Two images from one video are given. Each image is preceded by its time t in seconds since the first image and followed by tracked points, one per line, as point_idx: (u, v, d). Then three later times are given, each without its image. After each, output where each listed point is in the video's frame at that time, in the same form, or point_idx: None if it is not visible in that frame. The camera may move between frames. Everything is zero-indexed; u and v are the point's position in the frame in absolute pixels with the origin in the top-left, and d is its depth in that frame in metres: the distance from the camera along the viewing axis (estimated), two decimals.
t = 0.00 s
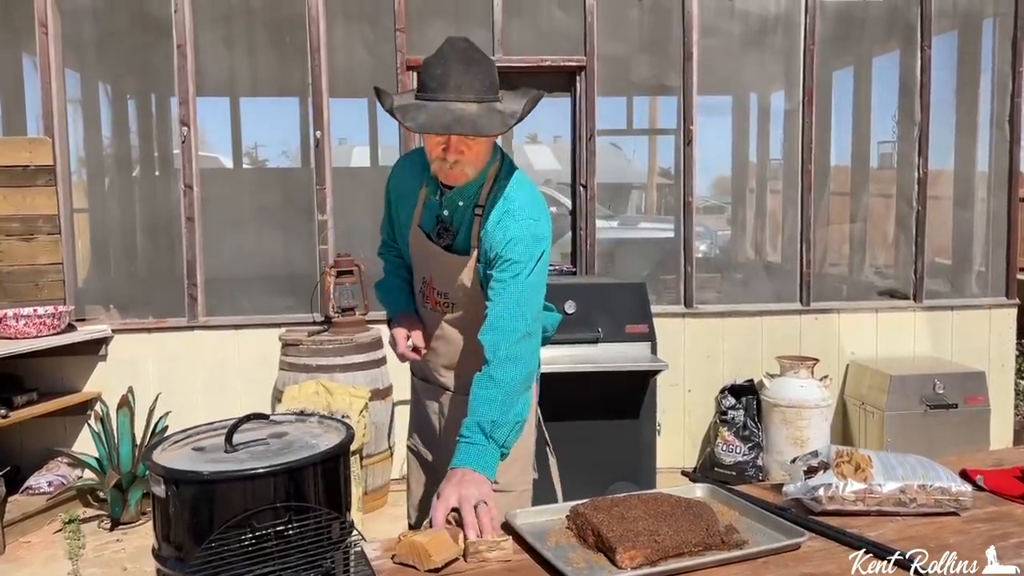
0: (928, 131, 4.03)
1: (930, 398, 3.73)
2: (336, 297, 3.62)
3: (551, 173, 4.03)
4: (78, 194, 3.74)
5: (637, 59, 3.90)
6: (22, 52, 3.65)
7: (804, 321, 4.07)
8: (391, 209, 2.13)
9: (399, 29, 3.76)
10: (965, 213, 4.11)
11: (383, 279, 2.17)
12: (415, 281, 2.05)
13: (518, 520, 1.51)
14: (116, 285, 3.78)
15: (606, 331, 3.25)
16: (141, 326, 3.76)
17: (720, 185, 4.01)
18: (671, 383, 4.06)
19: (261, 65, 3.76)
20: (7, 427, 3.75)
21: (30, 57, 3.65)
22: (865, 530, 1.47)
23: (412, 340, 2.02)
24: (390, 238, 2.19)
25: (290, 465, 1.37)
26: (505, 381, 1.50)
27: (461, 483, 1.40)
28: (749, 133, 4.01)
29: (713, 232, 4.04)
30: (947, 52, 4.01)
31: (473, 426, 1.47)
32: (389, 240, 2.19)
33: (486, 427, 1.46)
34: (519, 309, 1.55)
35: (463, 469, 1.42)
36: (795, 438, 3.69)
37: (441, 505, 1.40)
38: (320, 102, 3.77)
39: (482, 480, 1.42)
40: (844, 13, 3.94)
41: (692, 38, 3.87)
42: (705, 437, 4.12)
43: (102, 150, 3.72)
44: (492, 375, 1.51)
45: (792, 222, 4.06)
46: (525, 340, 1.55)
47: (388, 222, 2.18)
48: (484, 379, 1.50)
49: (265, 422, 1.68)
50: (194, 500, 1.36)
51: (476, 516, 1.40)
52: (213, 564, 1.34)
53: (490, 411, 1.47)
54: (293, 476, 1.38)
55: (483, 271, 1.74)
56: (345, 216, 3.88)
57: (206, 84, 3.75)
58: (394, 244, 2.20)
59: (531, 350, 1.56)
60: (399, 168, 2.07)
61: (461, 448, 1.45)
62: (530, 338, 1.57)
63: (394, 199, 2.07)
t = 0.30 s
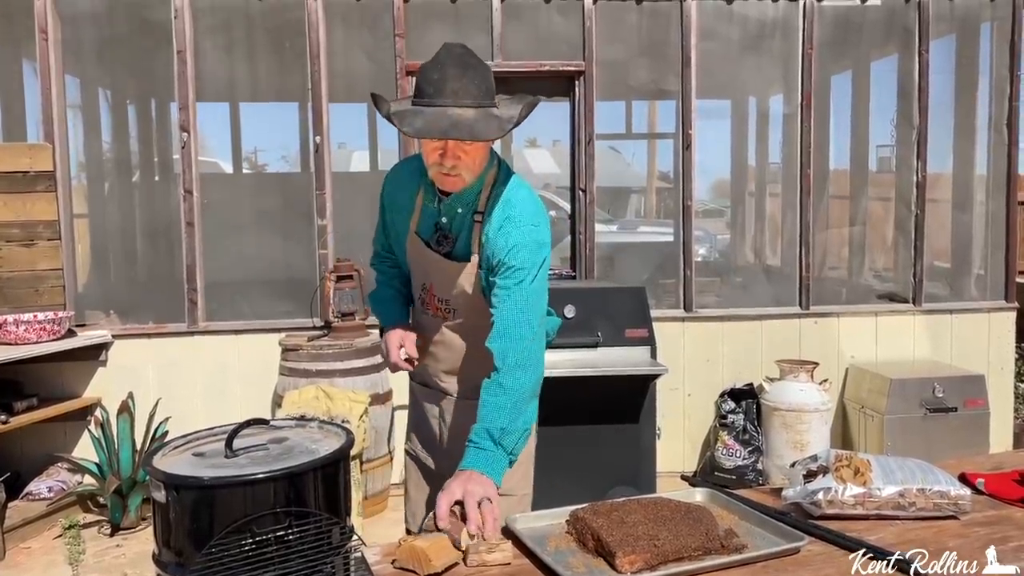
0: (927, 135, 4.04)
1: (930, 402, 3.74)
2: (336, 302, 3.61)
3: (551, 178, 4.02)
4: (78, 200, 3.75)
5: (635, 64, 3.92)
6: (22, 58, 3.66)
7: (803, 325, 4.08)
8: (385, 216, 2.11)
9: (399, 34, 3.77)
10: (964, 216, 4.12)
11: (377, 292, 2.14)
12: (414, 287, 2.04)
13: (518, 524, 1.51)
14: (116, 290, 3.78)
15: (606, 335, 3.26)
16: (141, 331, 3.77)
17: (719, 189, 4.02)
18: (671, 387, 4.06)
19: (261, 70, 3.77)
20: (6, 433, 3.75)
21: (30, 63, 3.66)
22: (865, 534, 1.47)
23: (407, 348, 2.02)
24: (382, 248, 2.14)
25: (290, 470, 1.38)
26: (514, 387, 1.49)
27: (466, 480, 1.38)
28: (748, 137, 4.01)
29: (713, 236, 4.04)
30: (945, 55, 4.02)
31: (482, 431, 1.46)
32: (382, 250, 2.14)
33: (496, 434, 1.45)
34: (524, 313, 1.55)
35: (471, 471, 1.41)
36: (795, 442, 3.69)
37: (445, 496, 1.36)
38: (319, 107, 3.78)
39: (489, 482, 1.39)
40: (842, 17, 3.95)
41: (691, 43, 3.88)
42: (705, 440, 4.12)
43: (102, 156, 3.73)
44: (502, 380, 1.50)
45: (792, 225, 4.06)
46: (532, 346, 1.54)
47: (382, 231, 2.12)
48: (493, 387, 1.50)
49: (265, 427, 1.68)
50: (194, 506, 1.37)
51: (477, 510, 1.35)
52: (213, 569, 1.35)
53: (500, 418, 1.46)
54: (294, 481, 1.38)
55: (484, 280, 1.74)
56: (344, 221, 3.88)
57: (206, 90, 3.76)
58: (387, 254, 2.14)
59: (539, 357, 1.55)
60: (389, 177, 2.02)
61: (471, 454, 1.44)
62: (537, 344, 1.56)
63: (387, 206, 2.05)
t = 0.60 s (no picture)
0: (924, 138, 4.04)
1: (928, 405, 3.73)
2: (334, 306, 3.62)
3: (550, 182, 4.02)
4: (75, 204, 3.75)
5: (633, 68, 3.92)
6: (21, 64, 3.66)
7: (801, 328, 4.08)
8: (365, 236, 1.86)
9: (397, 39, 3.78)
10: (961, 220, 4.12)
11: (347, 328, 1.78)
12: (422, 300, 1.91)
13: (515, 529, 1.51)
14: (114, 295, 3.78)
15: (605, 338, 3.26)
16: (139, 336, 3.76)
17: (717, 192, 4.02)
18: (669, 391, 4.06)
19: (258, 75, 3.77)
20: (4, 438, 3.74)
21: (28, 69, 3.66)
22: (862, 538, 1.47)
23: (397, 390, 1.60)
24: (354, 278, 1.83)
25: (287, 475, 1.37)
26: (572, 346, 1.68)
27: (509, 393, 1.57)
28: (746, 141, 4.02)
29: (711, 239, 4.04)
30: (942, 59, 4.03)
31: (541, 376, 1.62)
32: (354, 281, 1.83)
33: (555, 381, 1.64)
34: (576, 281, 1.75)
35: (517, 394, 1.58)
36: (794, 445, 3.69)
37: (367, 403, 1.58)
38: (317, 112, 3.78)
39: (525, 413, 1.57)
40: (839, 20, 3.96)
41: (688, 47, 3.89)
42: (704, 444, 4.11)
43: (100, 160, 3.73)
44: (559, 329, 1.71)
45: (790, 229, 4.07)
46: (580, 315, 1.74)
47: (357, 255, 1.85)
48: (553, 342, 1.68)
49: (263, 432, 1.68)
50: (190, 512, 1.36)
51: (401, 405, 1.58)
52: None
53: (560, 369, 1.64)
54: (290, 487, 1.38)
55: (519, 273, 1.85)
56: (342, 226, 3.88)
57: (204, 95, 3.76)
58: (367, 292, 1.84)
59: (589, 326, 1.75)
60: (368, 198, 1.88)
61: (524, 384, 1.61)
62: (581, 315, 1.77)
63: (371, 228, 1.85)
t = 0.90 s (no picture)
0: (922, 141, 4.04)
1: (927, 407, 3.73)
2: (331, 309, 3.61)
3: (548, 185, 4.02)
4: (73, 208, 3.74)
5: (631, 71, 3.92)
6: (18, 68, 3.66)
7: (800, 331, 4.08)
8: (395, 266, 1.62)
9: (394, 42, 3.78)
10: (960, 222, 4.12)
11: (379, 405, 1.45)
12: (450, 318, 1.85)
13: (513, 534, 1.50)
14: (111, 299, 3.77)
15: (603, 342, 3.27)
16: (136, 340, 3.76)
17: (716, 195, 4.02)
18: (668, 394, 4.06)
19: (256, 78, 3.77)
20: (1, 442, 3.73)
21: (26, 73, 3.66)
22: (861, 542, 1.46)
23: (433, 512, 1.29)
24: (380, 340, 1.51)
25: (284, 480, 1.37)
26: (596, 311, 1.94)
27: (553, 377, 1.79)
28: (744, 144, 4.02)
29: (710, 242, 4.04)
30: (939, 61, 4.03)
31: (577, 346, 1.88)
32: (382, 346, 1.51)
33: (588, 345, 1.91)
34: (587, 253, 1.97)
35: (559, 369, 1.81)
36: (793, 448, 3.70)
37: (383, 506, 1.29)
38: (315, 115, 3.78)
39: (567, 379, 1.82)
40: (837, 23, 3.96)
41: (686, 51, 3.90)
42: (703, 447, 4.11)
43: (97, 164, 3.72)
44: (582, 298, 1.95)
45: (788, 231, 4.06)
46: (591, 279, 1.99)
47: (380, 311, 1.54)
48: (583, 313, 1.93)
49: (260, 436, 1.67)
50: (187, 517, 1.36)
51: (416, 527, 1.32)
52: None
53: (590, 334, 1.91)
54: (287, 492, 1.38)
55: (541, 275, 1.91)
56: (340, 229, 3.88)
57: (201, 98, 3.76)
58: (404, 327, 1.54)
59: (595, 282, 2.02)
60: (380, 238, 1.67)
61: (562, 361, 1.85)
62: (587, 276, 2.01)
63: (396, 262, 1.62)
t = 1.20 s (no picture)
0: (920, 143, 4.04)
1: (925, 409, 3.72)
2: (329, 312, 3.58)
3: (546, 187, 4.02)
4: (70, 211, 3.74)
5: (628, 72, 3.92)
6: (15, 70, 3.66)
7: (798, 332, 4.07)
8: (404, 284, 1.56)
9: (392, 44, 3.78)
10: (958, 224, 4.12)
11: (388, 431, 1.40)
12: (460, 329, 1.82)
13: (510, 536, 1.49)
14: (108, 302, 3.77)
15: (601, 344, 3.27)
16: (134, 343, 3.75)
17: (714, 196, 4.02)
18: (666, 396, 4.06)
19: (254, 80, 3.77)
20: None
21: (23, 75, 3.66)
22: (858, 544, 1.46)
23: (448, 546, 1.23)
24: (394, 361, 1.47)
25: (281, 483, 1.38)
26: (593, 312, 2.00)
27: (559, 381, 1.86)
28: (741, 146, 4.02)
29: (708, 243, 4.03)
30: (937, 63, 4.04)
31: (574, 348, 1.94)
32: (395, 366, 1.46)
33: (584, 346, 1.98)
34: (587, 257, 2.00)
35: (563, 373, 1.88)
36: (791, 450, 3.71)
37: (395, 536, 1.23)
38: (312, 118, 3.78)
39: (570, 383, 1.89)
40: (834, 25, 3.97)
41: (683, 53, 3.90)
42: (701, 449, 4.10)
43: (95, 166, 3.72)
44: (580, 300, 2.00)
45: (786, 233, 4.06)
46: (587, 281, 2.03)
47: (394, 328, 1.50)
48: (581, 315, 1.98)
49: (257, 439, 1.67)
50: (184, 519, 1.36)
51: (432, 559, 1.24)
52: None
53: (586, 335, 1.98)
54: (283, 494, 1.39)
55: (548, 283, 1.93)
56: (337, 231, 3.87)
57: (199, 100, 3.76)
58: (416, 345, 1.49)
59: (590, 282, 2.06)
60: (392, 248, 1.62)
61: (561, 363, 1.91)
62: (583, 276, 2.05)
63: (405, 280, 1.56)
